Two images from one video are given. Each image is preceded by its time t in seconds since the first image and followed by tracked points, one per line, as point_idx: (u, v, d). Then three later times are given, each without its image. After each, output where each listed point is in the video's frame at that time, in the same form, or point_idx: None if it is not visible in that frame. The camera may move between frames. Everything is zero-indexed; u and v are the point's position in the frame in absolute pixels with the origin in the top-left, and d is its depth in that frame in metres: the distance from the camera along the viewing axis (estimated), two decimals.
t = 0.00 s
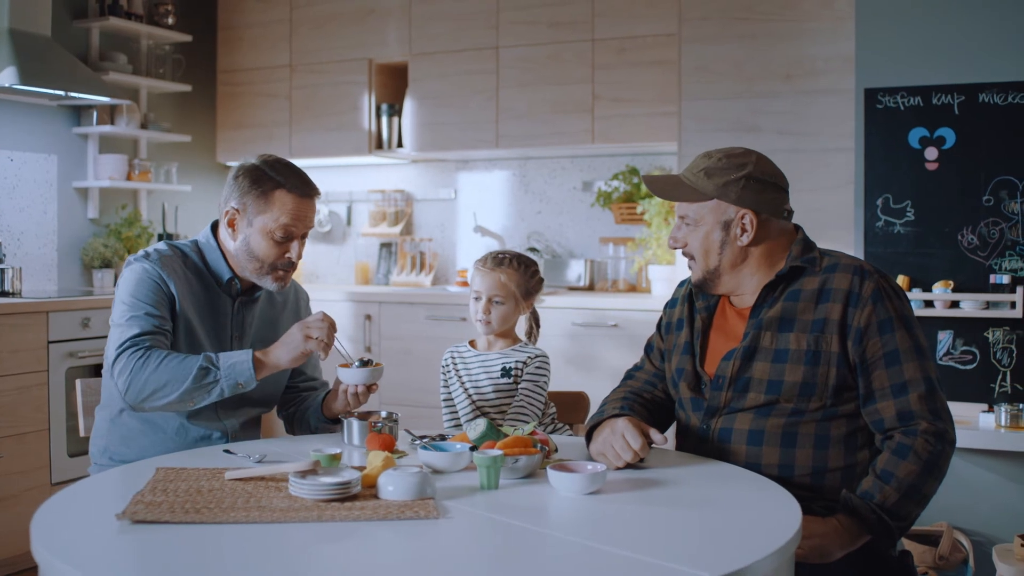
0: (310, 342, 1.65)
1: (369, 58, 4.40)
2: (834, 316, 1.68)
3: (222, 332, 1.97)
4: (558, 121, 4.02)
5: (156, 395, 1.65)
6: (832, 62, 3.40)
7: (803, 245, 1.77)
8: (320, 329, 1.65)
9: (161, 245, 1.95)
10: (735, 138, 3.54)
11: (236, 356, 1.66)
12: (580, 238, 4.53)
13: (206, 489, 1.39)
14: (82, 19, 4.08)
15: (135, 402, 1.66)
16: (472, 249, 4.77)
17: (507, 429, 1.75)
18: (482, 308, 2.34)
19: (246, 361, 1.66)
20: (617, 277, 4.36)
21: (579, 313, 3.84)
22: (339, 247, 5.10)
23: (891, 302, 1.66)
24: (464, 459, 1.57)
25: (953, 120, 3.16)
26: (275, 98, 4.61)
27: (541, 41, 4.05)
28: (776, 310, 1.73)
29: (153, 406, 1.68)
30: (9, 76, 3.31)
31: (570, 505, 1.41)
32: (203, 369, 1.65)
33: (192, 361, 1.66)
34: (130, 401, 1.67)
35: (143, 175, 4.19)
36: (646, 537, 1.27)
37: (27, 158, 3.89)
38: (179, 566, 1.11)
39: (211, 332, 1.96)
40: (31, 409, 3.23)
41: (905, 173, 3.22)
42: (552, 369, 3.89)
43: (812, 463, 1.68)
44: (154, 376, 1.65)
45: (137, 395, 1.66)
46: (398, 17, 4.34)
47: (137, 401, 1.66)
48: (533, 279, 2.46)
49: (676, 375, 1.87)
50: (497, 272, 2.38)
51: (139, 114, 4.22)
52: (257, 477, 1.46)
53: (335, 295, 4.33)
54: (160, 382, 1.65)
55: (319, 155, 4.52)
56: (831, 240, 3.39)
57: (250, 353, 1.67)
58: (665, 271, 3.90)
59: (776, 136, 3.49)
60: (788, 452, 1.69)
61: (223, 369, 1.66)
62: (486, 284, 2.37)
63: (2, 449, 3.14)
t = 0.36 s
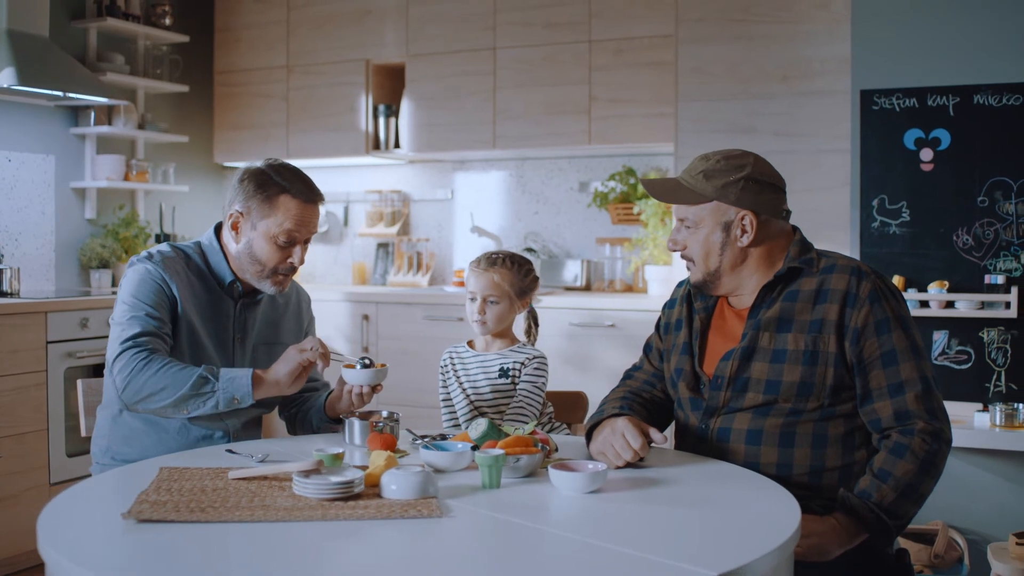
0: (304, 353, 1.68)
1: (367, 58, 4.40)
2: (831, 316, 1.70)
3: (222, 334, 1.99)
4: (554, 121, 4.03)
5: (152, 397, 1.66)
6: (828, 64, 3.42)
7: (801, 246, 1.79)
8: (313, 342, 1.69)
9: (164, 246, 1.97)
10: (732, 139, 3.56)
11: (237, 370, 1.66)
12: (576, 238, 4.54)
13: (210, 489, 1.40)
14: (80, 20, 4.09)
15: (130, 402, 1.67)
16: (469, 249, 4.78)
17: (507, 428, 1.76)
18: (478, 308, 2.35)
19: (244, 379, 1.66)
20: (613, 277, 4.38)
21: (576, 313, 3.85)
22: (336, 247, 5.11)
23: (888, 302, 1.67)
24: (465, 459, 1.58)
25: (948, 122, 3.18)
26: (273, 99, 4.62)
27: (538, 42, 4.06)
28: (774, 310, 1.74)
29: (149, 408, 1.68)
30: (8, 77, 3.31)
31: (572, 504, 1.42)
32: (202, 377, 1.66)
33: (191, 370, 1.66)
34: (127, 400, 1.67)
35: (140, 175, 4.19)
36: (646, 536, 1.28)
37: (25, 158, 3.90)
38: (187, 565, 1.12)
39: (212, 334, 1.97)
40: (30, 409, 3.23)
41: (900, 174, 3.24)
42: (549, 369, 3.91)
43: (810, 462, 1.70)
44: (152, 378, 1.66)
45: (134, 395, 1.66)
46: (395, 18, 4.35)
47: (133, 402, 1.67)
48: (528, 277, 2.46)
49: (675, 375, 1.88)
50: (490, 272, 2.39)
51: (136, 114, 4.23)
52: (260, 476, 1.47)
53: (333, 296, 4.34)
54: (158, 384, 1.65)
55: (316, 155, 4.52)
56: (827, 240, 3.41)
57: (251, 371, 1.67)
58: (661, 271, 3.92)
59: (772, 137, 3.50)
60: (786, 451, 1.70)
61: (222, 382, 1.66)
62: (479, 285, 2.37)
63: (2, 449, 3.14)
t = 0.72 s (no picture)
0: (308, 336, 1.64)
1: (365, 59, 4.41)
2: (830, 316, 1.71)
3: (225, 334, 2.00)
4: (552, 122, 4.05)
5: (163, 398, 1.68)
6: (825, 65, 3.44)
7: (800, 246, 1.80)
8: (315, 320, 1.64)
9: (166, 248, 1.98)
10: (729, 140, 3.57)
11: (242, 358, 1.67)
12: (573, 238, 4.55)
13: (215, 488, 1.41)
14: (79, 20, 4.09)
15: (142, 405, 1.69)
16: (467, 249, 4.78)
17: (509, 428, 1.77)
18: (474, 309, 2.36)
19: (251, 365, 1.67)
20: (611, 277, 4.40)
21: (574, 313, 3.87)
22: (334, 247, 5.12)
23: (886, 303, 1.69)
24: (468, 458, 1.59)
25: (945, 123, 3.19)
26: (271, 100, 4.63)
27: (536, 43, 4.07)
28: (774, 310, 1.76)
29: (159, 408, 1.70)
30: (7, 78, 3.32)
31: (574, 502, 1.44)
32: (209, 372, 1.67)
33: (198, 364, 1.67)
34: (138, 404, 1.69)
35: (139, 176, 4.20)
36: (648, 534, 1.29)
37: (24, 158, 3.90)
38: (194, 563, 1.13)
39: (216, 334, 1.98)
40: (29, 409, 3.24)
41: (897, 175, 3.26)
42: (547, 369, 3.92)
43: (809, 461, 1.71)
44: (160, 379, 1.67)
45: (144, 399, 1.68)
46: (393, 19, 4.35)
47: (143, 405, 1.69)
48: (521, 273, 2.47)
49: (675, 375, 1.90)
50: (482, 273, 2.40)
51: (135, 115, 4.24)
52: (265, 476, 1.48)
53: (331, 296, 4.35)
54: (167, 385, 1.67)
55: (315, 156, 4.53)
56: (824, 241, 3.43)
57: (254, 355, 1.67)
58: (659, 271, 3.93)
59: (770, 138, 3.52)
60: (785, 450, 1.72)
61: (229, 371, 1.67)
62: (473, 285, 2.39)
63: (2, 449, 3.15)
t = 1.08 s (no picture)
0: (317, 380, 1.64)
1: (363, 59, 4.42)
2: (825, 317, 1.72)
3: (226, 335, 2.01)
4: (550, 122, 4.06)
5: (161, 408, 1.69)
6: (822, 66, 3.45)
7: (795, 247, 1.82)
8: (330, 366, 1.64)
9: (169, 248, 1.99)
10: (726, 141, 3.59)
11: (243, 384, 1.67)
12: (570, 238, 4.56)
13: (219, 487, 1.42)
14: (76, 20, 4.10)
15: (143, 409, 1.70)
16: (464, 249, 4.79)
17: (510, 427, 1.78)
18: (471, 311, 2.36)
19: (252, 393, 1.66)
20: (608, 277, 4.41)
21: (571, 313, 3.88)
22: (332, 247, 5.13)
23: (882, 301, 1.70)
24: (469, 457, 1.61)
25: (941, 124, 3.21)
26: (269, 100, 4.63)
27: (534, 44, 4.08)
28: (769, 312, 1.77)
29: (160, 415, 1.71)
30: (5, 78, 3.32)
31: (575, 500, 1.45)
32: (208, 391, 1.67)
33: (200, 381, 1.67)
34: (139, 407, 1.71)
35: (137, 175, 4.21)
36: (650, 532, 1.31)
37: (22, 159, 3.90)
38: (200, 561, 1.14)
39: (217, 335, 1.99)
40: (28, 408, 3.24)
41: (893, 175, 3.28)
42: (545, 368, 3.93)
43: (807, 459, 1.73)
44: (163, 386, 1.68)
45: (145, 403, 1.70)
46: (391, 19, 4.36)
47: (146, 409, 1.70)
48: (516, 272, 2.47)
49: (671, 376, 1.91)
50: (477, 274, 2.40)
51: (132, 115, 4.25)
52: (268, 475, 1.50)
53: (329, 296, 4.36)
54: (169, 394, 1.68)
55: (313, 156, 4.54)
56: (821, 241, 3.44)
57: (256, 383, 1.67)
58: (656, 271, 3.95)
59: (766, 139, 3.54)
60: (783, 448, 1.73)
61: (229, 395, 1.67)
62: (469, 287, 2.39)
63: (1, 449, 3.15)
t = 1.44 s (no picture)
0: (324, 399, 1.67)
1: (360, 60, 4.43)
2: (854, 350, 1.73)
3: (227, 335, 2.02)
4: (546, 122, 4.07)
5: (170, 412, 1.70)
6: (818, 68, 3.47)
7: (826, 270, 1.80)
8: (337, 385, 1.67)
9: (170, 250, 1.99)
10: (722, 142, 3.61)
11: (253, 392, 1.69)
12: (567, 238, 4.57)
13: (222, 486, 1.43)
14: (73, 20, 4.10)
15: (150, 413, 1.71)
16: (461, 249, 4.80)
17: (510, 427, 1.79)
18: (470, 312, 2.37)
19: (259, 403, 1.68)
20: (605, 277, 4.42)
21: (568, 312, 3.89)
22: (328, 247, 5.13)
23: (912, 339, 1.71)
24: (469, 456, 1.62)
25: (936, 125, 3.23)
26: (266, 100, 4.64)
27: (531, 44, 4.09)
28: (796, 338, 1.76)
29: (167, 419, 1.72)
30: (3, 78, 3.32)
31: (575, 499, 1.46)
32: (217, 399, 1.68)
33: (208, 389, 1.69)
34: (146, 410, 1.71)
35: (135, 175, 4.22)
36: (651, 529, 1.32)
37: (19, 159, 3.90)
38: (205, 559, 1.15)
39: (219, 336, 2.00)
40: (26, 408, 3.24)
41: (888, 176, 3.30)
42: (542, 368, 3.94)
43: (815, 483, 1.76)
44: (172, 391, 1.69)
45: (153, 407, 1.70)
46: (389, 20, 4.37)
47: (153, 413, 1.71)
48: (517, 274, 2.47)
49: (676, 389, 1.92)
50: (476, 274, 2.40)
51: (130, 115, 4.25)
52: (270, 474, 1.50)
53: (327, 296, 4.36)
54: (176, 398, 1.69)
55: (310, 156, 4.54)
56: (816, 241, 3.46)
57: (265, 392, 1.69)
58: (652, 271, 3.96)
59: (762, 140, 3.56)
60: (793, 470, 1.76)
61: (237, 403, 1.68)
62: (468, 287, 2.39)
63: None
